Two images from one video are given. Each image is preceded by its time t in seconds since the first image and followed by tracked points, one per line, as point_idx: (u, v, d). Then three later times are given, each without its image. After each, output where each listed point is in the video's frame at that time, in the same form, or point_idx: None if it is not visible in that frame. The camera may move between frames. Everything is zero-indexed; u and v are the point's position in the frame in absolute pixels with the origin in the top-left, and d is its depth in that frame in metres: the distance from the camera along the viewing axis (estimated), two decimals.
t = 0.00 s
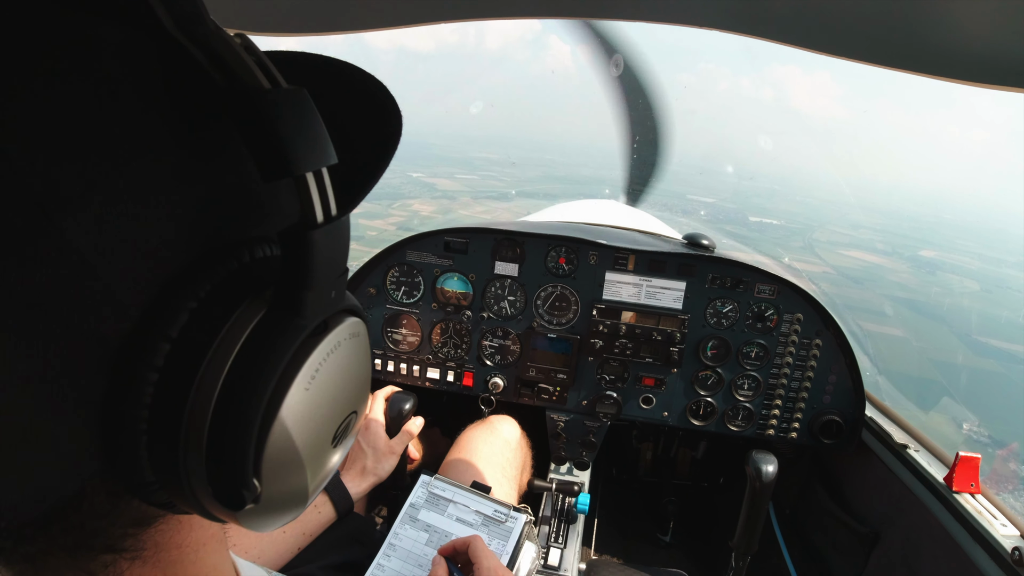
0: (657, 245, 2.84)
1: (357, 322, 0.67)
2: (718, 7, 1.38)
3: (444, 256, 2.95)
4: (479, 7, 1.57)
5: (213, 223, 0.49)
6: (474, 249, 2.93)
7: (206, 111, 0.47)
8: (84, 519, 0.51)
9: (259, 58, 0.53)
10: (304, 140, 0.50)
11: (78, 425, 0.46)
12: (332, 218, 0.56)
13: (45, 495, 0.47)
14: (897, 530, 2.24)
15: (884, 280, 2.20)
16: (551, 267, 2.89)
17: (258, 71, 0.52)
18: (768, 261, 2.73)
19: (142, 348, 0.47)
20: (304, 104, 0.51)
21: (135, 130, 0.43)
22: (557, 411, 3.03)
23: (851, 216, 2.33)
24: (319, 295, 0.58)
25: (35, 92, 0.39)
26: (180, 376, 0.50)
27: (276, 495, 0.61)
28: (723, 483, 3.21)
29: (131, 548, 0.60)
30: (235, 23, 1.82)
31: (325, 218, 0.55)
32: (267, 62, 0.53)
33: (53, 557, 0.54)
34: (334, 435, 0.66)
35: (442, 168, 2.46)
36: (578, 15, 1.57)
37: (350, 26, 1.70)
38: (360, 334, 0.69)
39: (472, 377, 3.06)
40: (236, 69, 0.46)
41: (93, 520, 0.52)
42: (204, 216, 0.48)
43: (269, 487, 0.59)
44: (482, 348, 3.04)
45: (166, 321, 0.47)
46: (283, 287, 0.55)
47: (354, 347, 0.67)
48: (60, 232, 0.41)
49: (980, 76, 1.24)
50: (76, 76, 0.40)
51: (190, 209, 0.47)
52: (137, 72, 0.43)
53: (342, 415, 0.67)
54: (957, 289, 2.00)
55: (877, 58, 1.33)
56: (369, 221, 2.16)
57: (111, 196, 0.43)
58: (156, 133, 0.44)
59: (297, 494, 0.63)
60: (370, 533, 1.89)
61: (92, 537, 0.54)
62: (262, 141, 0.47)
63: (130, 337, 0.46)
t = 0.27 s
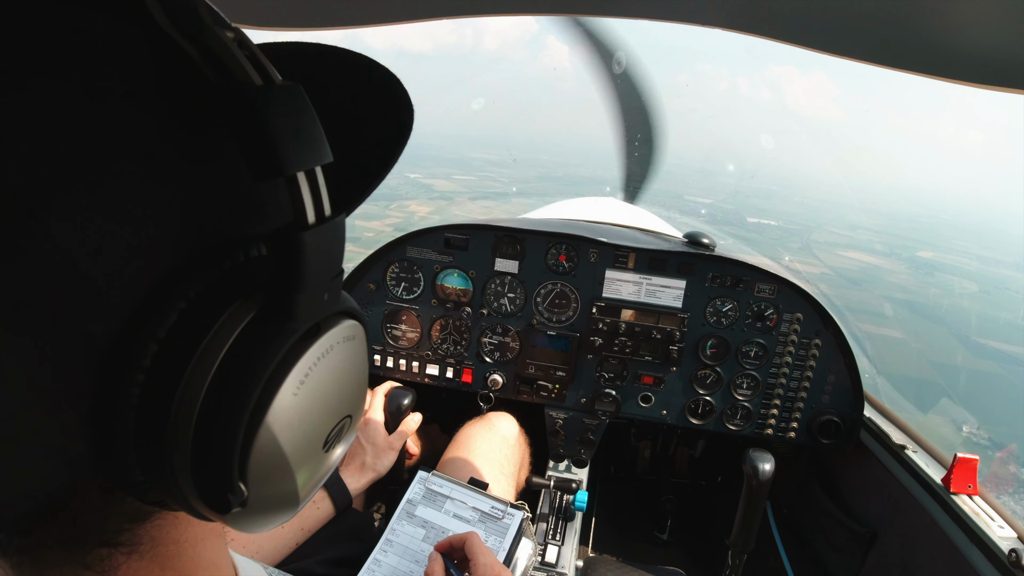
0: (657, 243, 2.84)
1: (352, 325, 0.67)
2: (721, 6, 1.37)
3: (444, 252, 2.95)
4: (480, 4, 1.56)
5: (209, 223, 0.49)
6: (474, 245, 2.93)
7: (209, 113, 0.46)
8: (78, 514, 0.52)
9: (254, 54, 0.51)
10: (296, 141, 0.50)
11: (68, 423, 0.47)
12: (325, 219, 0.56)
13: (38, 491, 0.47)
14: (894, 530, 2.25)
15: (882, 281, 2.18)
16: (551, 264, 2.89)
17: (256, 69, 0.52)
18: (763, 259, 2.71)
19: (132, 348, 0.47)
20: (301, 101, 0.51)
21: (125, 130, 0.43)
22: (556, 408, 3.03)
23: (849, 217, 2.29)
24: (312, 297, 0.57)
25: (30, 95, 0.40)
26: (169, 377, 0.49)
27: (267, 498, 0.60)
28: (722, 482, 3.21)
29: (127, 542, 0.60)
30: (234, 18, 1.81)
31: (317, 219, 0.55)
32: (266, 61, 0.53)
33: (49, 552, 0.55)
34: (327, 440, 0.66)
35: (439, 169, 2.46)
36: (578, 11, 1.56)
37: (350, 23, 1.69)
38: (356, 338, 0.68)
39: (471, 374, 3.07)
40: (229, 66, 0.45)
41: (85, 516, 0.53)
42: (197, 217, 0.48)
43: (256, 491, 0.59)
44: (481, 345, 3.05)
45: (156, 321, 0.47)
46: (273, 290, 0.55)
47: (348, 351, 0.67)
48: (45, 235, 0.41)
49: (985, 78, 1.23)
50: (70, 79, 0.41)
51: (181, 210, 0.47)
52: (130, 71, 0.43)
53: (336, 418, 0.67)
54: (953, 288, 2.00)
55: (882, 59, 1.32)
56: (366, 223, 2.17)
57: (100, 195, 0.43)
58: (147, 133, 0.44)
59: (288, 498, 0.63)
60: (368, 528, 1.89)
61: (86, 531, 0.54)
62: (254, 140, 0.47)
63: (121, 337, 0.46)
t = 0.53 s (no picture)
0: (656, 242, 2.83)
1: (331, 317, 0.64)
2: (724, 6, 1.35)
3: (442, 250, 2.94)
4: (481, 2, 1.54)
5: (169, 217, 0.47)
6: (473, 243, 2.92)
7: (161, 104, 0.45)
8: (64, 508, 0.52)
9: (212, 38, 0.47)
10: (257, 127, 0.47)
11: (38, 422, 0.46)
12: (294, 208, 0.53)
13: (17, 489, 0.47)
14: (889, 531, 2.24)
15: (881, 282, 2.18)
16: (550, 262, 2.88)
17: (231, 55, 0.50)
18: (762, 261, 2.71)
19: (96, 345, 0.46)
20: (266, 87, 0.49)
21: (81, 123, 0.42)
22: (553, 407, 3.02)
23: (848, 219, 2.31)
24: (286, 291, 0.54)
25: None
26: (136, 375, 0.48)
27: (244, 493, 0.59)
28: (718, 482, 3.22)
29: (119, 537, 0.59)
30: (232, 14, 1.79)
31: (284, 207, 0.52)
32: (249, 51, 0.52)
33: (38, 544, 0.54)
34: (306, 435, 0.64)
35: (436, 172, 2.44)
36: (581, 11, 1.54)
37: (349, 20, 1.68)
38: (336, 329, 0.65)
39: (468, 372, 3.05)
40: (188, 55, 0.44)
41: (69, 512, 0.52)
42: (156, 211, 0.46)
43: (230, 485, 0.57)
44: (478, 342, 3.04)
45: (119, 318, 0.46)
46: (239, 285, 0.52)
47: (327, 343, 0.64)
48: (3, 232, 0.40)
49: (990, 83, 1.21)
50: (33, 71, 0.41)
51: (140, 203, 0.45)
52: (85, 65, 0.42)
53: (316, 412, 0.64)
54: (953, 289, 2.00)
55: (888, 63, 1.30)
56: (364, 224, 2.16)
57: (60, 189, 0.42)
58: (100, 128, 0.43)
59: (268, 495, 0.61)
60: (364, 526, 1.88)
61: (75, 525, 0.53)
62: (208, 130, 0.45)
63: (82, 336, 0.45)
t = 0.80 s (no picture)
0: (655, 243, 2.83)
1: (340, 326, 0.64)
2: (722, 7, 1.36)
3: (442, 250, 2.94)
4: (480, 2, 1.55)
5: (180, 225, 0.47)
6: (472, 243, 2.92)
7: (171, 111, 0.45)
8: (68, 515, 0.52)
9: (223, 41, 0.47)
10: (269, 135, 0.47)
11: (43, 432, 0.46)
12: (305, 217, 0.53)
13: (22, 498, 0.48)
14: (887, 532, 2.25)
15: (883, 283, 2.20)
16: (549, 263, 2.88)
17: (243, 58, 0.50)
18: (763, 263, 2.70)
19: (103, 354, 0.46)
20: (278, 91, 0.49)
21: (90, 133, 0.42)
22: (552, 407, 3.03)
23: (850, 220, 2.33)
24: (297, 299, 0.55)
25: None
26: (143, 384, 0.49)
27: (254, 503, 0.59)
28: (716, 482, 3.25)
29: (122, 542, 0.59)
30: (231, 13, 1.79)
31: (295, 216, 0.53)
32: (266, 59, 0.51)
33: (41, 549, 0.55)
34: (315, 445, 0.64)
35: (436, 175, 2.44)
36: (579, 10, 1.54)
37: (348, 19, 1.68)
38: (345, 339, 0.65)
39: (467, 372, 3.06)
40: (201, 63, 0.44)
41: (72, 519, 0.53)
42: (167, 220, 0.47)
43: (239, 495, 0.57)
44: (478, 342, 3.04)
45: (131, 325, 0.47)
46: (250, 294, 0.53)
47: (337, 354, 0.64)
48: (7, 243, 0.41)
49: (990, 85, 1.22)
50: (39, 76, 0.40)
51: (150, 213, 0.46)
52: (91, 71, 0.42)
53: (325, 422, 0.64)
54: (953, 288, 2.02)
55: (888, 64, 1.31)
56: (363, 227, 2.16)
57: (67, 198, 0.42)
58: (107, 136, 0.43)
59: (275, 504, 0.62)
60: (362, 525, 1.88)
61: (78, 533, 0.54)
62: (215, 134, 0.45)
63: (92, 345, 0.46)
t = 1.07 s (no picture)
0: (654, 244, 2.83)
1: (339, 328, 0.64)
2: (724, 8, 1.36)
3: (441, 251, 2.94)
4: (479, 4, 1.55)
5: (177, 226, 0.47)
6: (472, 244, 2.92)
7: (169, 112, 0.45)
8: (64, 516, 0.52)
9: (221, 42, 0.47)
10: (268, 136, 0.47)
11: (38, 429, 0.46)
12: (304, 219, 0.53)
13: (19, 494, 0.48)
14: (887, 532, 2.25)
15: (885, 282, 2.20)
16: (549, 264, 2.88)
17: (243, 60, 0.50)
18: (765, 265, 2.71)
19: (99, 354, 0.46)
20: (278, 94, 0.49)
21: (87, 133, 0.42)
22: (551, 408, 3.03)
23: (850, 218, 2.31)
24: (295, 300, 0.55)
25: None
26: (140, 385, 0.49)
27: (251, 505, 0.59)
28: (716, 483, 3.25)
29: (120, 545, 0.59)
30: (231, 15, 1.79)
31: (293, 217, 0.53)
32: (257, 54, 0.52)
33: (39, 551, 0.55)
34: (312, 447, 0.64)
35: (436, 176, 2.45)
36: (580, 12, 1.55)
37: (347, 21, 1.68)
38: (344, 341, 0.65)
39: (466, 373, 3.06)
40: (201, 66, 0.43)
41: (68, 520, 0.53)
42: (164, 220, 0.46)
43: (236, 498, 0.57)
44: (477, 343, 3.04)
45: (129, 326, 0.46)
46: (248, 295, 0.53)
47: (335, 356, 0.64)
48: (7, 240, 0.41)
49: (991, 85, 1.22)
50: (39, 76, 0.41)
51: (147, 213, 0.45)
52: (88, 69, 0.42)
53: (322, 424, 0.65)
54: (954, 288, 2.02)
55: (890, 65, 1.31)
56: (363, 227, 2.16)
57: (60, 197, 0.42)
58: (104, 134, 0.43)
59: (274, 505, 0.62)
60: (362, 527, 1.88)
61: (75, 534, 0.54)
62: (215, 135, 0.45)
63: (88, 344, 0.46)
